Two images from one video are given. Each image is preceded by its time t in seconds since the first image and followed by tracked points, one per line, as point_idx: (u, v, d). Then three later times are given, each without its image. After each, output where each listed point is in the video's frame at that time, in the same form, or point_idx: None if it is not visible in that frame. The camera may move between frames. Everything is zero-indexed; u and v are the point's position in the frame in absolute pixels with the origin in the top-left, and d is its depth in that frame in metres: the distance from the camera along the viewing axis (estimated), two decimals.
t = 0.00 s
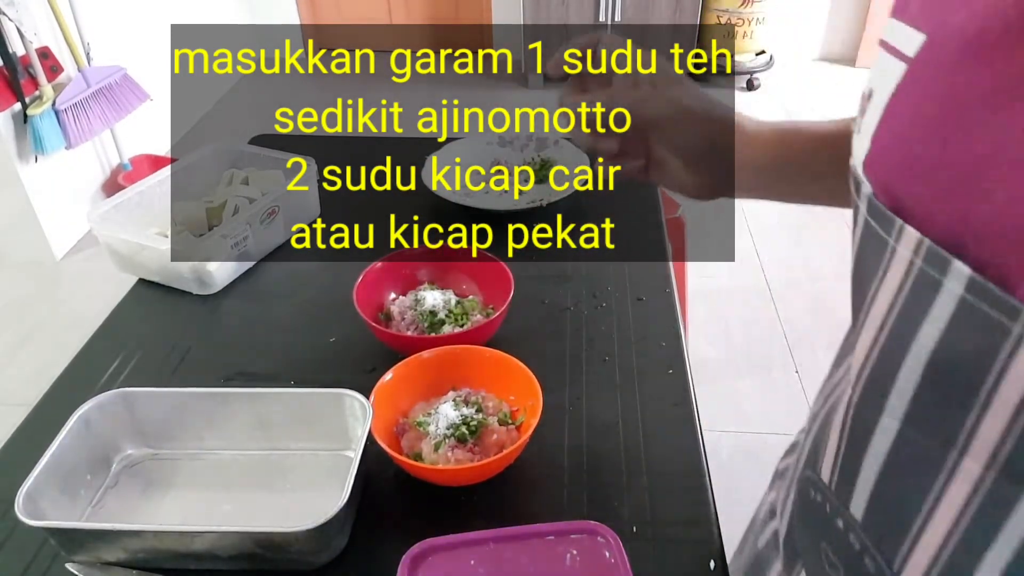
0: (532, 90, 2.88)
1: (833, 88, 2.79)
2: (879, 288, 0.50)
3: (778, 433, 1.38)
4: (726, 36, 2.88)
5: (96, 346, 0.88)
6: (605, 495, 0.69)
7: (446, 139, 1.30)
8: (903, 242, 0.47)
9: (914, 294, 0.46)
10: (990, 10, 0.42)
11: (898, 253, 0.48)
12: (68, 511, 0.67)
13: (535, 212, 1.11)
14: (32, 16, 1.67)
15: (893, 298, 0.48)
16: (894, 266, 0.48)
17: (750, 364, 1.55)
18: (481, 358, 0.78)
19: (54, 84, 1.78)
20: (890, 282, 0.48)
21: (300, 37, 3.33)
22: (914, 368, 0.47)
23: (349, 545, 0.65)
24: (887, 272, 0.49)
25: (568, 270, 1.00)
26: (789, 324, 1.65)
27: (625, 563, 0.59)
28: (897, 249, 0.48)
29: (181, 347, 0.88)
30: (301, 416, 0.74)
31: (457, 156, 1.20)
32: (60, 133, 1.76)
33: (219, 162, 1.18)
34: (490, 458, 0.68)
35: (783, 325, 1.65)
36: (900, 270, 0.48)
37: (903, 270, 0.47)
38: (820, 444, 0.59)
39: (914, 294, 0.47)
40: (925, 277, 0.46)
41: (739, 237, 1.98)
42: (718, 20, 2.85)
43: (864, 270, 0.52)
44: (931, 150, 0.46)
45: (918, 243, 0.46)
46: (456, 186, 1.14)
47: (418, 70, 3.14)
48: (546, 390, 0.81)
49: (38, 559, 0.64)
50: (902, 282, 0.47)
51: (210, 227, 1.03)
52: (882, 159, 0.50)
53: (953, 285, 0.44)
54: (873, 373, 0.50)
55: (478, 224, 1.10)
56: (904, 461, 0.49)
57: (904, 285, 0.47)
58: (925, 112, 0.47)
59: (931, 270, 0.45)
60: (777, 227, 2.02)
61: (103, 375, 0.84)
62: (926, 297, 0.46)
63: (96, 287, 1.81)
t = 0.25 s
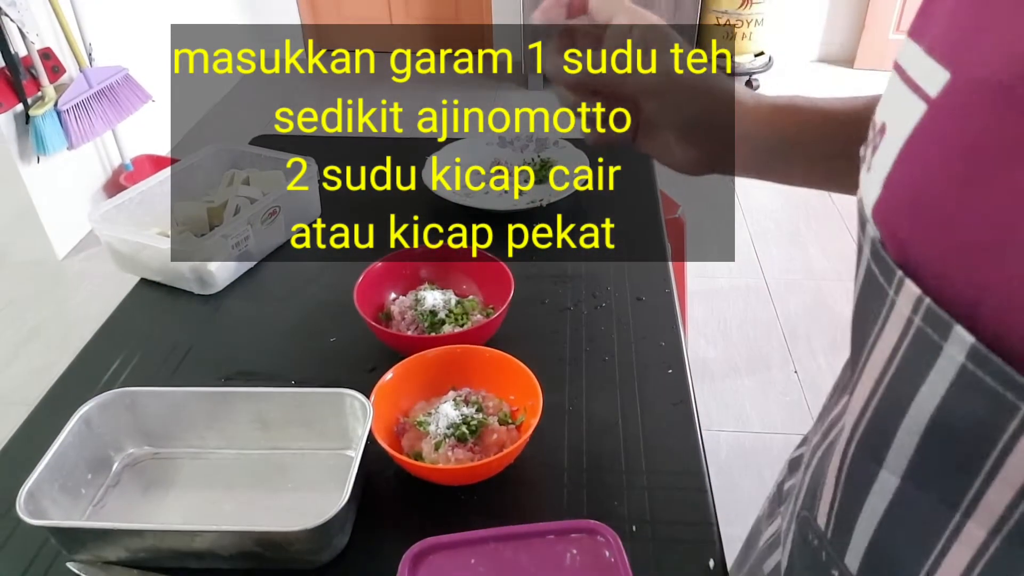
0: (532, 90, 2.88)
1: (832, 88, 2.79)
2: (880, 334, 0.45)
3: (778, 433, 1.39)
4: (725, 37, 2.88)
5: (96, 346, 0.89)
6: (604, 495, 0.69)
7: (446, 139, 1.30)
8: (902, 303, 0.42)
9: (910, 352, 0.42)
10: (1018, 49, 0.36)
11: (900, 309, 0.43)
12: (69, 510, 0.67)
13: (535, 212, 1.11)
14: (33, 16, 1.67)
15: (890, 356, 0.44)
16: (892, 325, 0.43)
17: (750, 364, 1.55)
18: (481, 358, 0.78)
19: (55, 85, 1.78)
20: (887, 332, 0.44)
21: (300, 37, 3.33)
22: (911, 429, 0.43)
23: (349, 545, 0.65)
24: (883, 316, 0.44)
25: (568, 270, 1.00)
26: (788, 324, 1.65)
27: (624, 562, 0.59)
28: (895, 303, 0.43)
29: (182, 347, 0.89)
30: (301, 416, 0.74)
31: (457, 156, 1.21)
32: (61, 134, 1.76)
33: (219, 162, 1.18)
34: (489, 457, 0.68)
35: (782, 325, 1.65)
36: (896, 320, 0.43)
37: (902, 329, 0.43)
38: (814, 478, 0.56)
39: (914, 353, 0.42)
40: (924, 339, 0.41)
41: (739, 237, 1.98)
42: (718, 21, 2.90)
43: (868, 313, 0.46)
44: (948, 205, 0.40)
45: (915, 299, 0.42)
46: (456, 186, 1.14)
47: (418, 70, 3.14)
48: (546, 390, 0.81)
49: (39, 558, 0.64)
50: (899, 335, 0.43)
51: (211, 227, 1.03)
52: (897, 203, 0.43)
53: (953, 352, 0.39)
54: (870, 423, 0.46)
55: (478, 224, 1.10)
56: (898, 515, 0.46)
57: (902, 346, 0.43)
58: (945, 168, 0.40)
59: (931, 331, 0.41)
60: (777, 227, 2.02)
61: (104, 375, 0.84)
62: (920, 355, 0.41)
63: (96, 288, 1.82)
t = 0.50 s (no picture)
0: (532, 90, 2.88)
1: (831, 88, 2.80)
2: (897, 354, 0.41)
3: (778, 433, 1.39)
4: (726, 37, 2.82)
5: (96, 346, 0.89)
6: (604, 495, 0.69)
7: (446, 139, 1.30)
8: (920, 326, 0.39)
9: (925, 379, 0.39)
10: None
11: (917, 333, 0.39)
12: (70, 510, 0.67)
13: (535, 212, 1.12)
14: (33, 16, 1.67)
15: (904, 380, 0.40)
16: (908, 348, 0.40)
17: (750, 364, 1.55)
18: (481, 358, 0.78)
19: (55, 85, 1.78)
20: (904, 353, 0.40)
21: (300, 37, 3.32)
22: (926, 457, 0.40)
23: (350, 544, 0.65)
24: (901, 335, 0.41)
25: (568, 270, 1.00)
26: (788, 324, 1.65)
27: (624, 562, 0.59)
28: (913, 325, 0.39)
29: (182, 347, 0.89)
30: (301, 416, 0.74)
31: (457, 156, 1.21)
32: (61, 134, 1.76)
33: (219, 162, 1.18)
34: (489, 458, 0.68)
35: (782, 325, 1.65)
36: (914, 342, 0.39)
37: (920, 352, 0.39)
38: (821, 494, 0.52)
39: (929, 381, 0.38)
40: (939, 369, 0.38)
41: (739, 237, 1.98)
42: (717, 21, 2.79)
43: (885, 330, 0.42)
44: (971, 241, 0.37)
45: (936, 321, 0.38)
46: (456, 186, 1.14)
47: (418, 70, 3.14)
48: (546, 390, 0.81)
49: (40, 558, 0.64)
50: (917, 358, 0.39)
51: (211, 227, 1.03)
52: (924, 224, 0.39)
53: (968, 385, 0.36)
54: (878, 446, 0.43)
55: (479, 224, 1.10)
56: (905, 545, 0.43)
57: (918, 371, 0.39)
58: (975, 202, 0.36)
59: (948, 361, 0.37)
60: (777, 227, 2.02)
61: (104, 376, 0.84)
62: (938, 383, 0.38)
63: (96, 288, 1.82)
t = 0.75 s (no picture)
0: (532, 90, 2.88)
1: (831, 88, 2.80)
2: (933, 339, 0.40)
3: (778, 433, 1.39)
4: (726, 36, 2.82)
5: (96, 346, 0.89)
6: (604, 495, 0.69)
7: (446, 139, 1.30)
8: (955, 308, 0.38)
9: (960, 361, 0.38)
10: None
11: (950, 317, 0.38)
12: (69, 510, 0.67)
13: (535, 212, 1.12)
14: (33, 16, 1.67)
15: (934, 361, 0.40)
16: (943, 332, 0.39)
17: (750, 364, 1.55)
18: (480, 357, 0.78)
19: (55, 85, 1.78)
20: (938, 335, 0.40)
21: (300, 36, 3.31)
22: (964, 440, 0.39)
23: (350, 545, 0.65)
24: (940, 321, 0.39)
25: (567, 271, 1.00)
26: (788, 324, 1.65)
27: (624, 562, 0.59)
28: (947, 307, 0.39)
29: (182, 347, 0.89)
30: (301, 416, 0.74)
31: (457, 156, 1.21)
32: (61, 134, 1.76)
33: (219, 163, 1.19)
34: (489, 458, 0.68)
35: (782, 325, 1.65)
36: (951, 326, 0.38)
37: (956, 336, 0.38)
38: (862, 491, 0.51)
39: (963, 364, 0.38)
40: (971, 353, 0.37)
41: (739, 237, 1.98)
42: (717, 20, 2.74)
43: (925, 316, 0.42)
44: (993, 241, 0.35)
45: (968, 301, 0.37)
46: (456, 186, 1.14)
47: (418, 70, 3.15)
48: (546, 391, 0.81)
49: (39, 559, 0.64)
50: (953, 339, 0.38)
51: (211, 227, 1.03)
52: (946, 209, 0.38)
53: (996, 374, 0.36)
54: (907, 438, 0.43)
55: (478, 224, 1.10)
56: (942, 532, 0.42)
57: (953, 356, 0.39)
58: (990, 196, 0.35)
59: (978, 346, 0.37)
60: (777, 227, 2.02)
61: (104, 376, 0.84)
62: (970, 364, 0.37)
63: (96, 288, 1.82)
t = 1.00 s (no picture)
0: (532, 90, 2.88)
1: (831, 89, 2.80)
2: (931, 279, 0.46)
3: (778, 433, 1.39)
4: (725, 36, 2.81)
5: (97, 346, 0.89)
6: (604, 495, 0.69)
7: (446, 139, 1.30)
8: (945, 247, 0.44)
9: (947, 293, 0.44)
10: None
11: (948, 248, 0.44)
12: (70, 510, 0.67)
13: (535, 212, 1.12)
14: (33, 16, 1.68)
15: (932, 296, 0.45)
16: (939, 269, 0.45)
17: (750, 364, 1.55)
18: (481, 357, 0.78)
19: (55, 85, 1.78)
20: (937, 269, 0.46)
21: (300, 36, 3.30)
22: (957, 366, 0.44)
23: (349, 545, 0.65)
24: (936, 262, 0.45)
25: (567, 271, 1.00)
26: (788, 324, 1.65)
27: (625, 562, 0.59)
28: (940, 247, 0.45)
29: (183, 347, 0.89)
30: (301, 416, 0.74)
31: (457, 156, 1.21)
32: (61, 133, 1.76)
33: (219, 163, 1.19)
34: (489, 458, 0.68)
35: (782, 325, 1.65)
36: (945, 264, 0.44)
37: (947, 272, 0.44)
38: (869, 440, 0.56)
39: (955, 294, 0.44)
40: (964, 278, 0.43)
41: (739, 238, 1.98)
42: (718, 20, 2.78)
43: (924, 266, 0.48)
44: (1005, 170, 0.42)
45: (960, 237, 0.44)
46: (456, 186, 1.14)
47: (418, 70, 3.15)
48: (546, 391, 0.81)
49: (39, 559, 0.64)
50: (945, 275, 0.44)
51: (211, 227, 1.03)
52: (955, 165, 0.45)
53: (985, 294, 0.41)
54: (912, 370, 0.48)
55: (479, 224, 1.10)
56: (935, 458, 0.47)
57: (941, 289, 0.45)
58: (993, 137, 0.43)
59: (972, 269, 0.42)
60: (777, 226, 2.02)
61: (105, 376, 0.84)
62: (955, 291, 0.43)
63: (96, 288, 1.82)
